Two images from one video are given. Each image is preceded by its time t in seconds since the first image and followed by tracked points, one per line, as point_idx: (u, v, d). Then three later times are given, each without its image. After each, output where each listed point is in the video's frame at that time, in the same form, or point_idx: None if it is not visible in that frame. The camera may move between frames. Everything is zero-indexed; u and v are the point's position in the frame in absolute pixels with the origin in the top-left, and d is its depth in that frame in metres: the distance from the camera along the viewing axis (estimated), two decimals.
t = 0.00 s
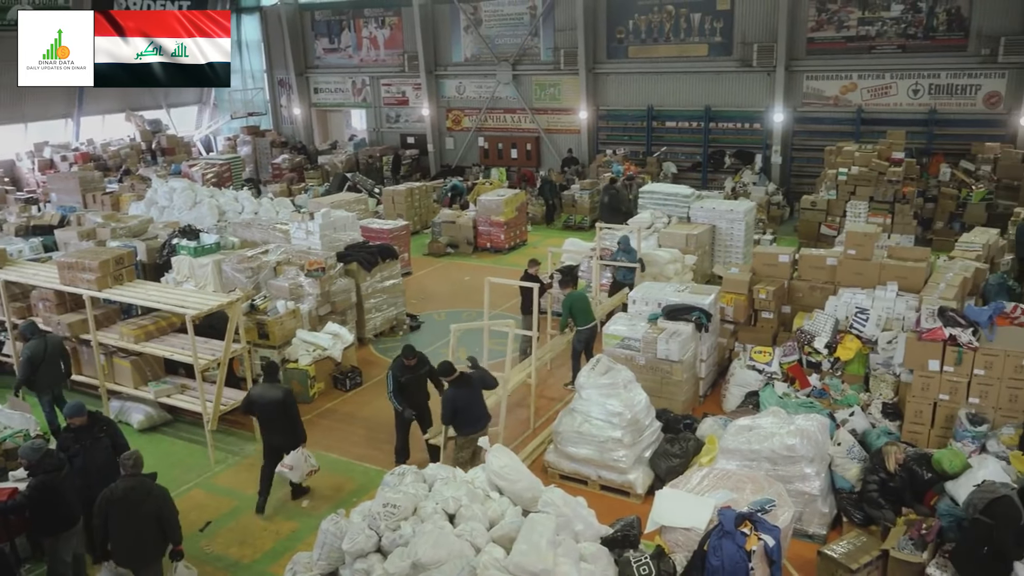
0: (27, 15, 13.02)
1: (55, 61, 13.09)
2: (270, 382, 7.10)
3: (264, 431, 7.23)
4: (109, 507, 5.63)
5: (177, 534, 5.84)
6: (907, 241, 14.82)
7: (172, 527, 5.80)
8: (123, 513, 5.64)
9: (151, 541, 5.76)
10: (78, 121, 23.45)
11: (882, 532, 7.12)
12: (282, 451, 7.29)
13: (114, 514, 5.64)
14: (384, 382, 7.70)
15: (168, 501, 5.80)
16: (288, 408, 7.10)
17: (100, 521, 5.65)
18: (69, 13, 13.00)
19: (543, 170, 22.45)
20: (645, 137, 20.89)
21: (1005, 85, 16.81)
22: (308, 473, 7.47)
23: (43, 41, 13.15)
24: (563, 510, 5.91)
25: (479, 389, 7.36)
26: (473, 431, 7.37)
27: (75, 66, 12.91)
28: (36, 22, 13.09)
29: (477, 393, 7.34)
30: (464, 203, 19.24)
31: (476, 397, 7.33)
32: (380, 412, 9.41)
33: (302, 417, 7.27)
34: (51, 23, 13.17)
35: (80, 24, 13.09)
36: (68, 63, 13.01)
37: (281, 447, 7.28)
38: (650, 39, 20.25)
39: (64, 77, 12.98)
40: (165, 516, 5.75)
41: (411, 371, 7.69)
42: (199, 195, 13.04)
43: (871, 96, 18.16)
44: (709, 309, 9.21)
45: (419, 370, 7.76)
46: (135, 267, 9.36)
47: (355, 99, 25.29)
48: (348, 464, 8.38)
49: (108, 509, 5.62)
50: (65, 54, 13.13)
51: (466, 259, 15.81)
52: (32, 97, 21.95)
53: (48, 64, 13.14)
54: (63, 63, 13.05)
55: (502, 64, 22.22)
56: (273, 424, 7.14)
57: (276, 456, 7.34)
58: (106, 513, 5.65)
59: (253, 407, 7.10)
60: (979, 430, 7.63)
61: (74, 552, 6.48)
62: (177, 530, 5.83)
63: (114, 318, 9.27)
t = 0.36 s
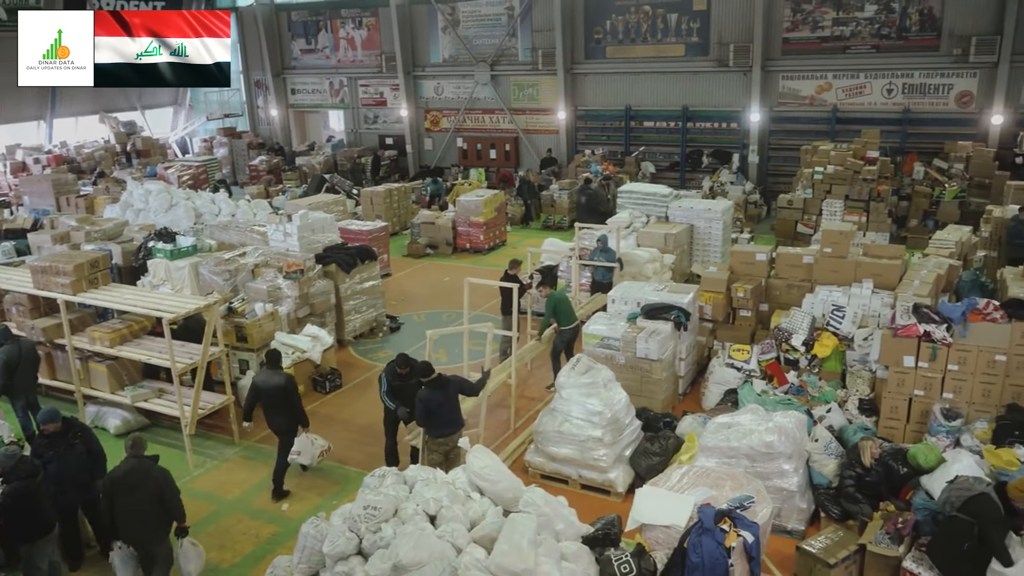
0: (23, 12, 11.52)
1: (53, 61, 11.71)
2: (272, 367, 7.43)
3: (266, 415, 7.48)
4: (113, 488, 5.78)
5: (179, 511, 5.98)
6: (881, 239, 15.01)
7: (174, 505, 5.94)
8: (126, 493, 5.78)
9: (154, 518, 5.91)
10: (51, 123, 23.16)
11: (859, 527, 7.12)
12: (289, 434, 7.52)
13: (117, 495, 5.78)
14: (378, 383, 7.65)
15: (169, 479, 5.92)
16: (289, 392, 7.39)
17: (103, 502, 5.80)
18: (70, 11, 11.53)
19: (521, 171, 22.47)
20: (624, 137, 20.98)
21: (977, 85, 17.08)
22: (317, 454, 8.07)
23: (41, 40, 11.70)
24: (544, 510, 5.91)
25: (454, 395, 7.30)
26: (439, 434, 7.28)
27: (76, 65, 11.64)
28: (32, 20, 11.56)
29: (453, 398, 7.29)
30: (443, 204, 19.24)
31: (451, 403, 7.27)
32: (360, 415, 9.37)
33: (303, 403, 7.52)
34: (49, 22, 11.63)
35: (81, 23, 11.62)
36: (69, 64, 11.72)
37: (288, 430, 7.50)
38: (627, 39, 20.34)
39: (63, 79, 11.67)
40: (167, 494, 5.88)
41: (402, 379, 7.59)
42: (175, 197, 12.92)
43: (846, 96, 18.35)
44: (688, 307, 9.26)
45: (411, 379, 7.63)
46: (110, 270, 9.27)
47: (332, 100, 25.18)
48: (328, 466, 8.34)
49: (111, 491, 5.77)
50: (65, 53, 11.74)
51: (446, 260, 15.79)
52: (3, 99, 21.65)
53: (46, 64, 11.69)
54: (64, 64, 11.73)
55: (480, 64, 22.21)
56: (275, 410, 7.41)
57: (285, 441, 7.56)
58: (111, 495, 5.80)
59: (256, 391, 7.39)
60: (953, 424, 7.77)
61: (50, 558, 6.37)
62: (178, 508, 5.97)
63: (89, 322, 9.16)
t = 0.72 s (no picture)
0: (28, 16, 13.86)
1: (54, 61, 14.26)
2: (266, 351, 7.75)
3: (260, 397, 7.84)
4: (111, 475, 6.04)
5: (174, 497, 6.23)
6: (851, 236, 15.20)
7: (169, 491, 6.19)
8: (123, 479, 6.04)
9: (151, 502, 6.18)
10: (19, 123, 22.83)
11: (831, 521, 7.28)
12: (280, 416, 7.91)
13: (115, 479, 6.05)
14: (357, 388, 7.62)
15: (165, 466, 6.17)
16: (282, 375, 7.73)
17: (102, 486, 6.06)
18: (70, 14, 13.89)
19: (497, 170, 22.47)
20: (598, 137, 21.05)
21: (945, 85, 17.34)
22: (306, 437, 8.03)
23: (43, 41, 14.03)
24: (521, 509, 5.91)
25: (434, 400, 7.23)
26: (415, 437, 7.22)
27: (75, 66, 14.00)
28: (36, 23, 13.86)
29: (431, 404, 7.23)
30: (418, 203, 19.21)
31: (430, 409, 7.23)
32: (336, 416, 9.33)
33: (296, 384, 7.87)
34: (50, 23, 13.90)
35: (80, 25, 14.05)
36: (68, 63, 14.17)
37: (278, 413, 7.91)
38: (602, 39, 20.41)
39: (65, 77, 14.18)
40: (163, 481, 6.13)
41: (379, 382, 7.59)
42: (146, 199, 12.79)
43: (817, 96, 18.55)
44: (662, 306, 9.32)
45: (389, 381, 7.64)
46: (80, 272, 9.14)
47: (306, 100, 24.99)
48: (304, 469, 8.28)
49: (109, 476, 6.03)
50: (65, 54, 14.19)
51: (422, 260, 15.76)
52: None
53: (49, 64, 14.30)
54: (64, 63, 14.22)
55: (454, 64, 22.17)
56: (271, 393, 7.77)
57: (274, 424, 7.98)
58: (109, 481, 6.06)
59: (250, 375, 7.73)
60: (923, 419, 7.88)
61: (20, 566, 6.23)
62: (173, 493, 6.22)
63: (59, 325, 9.04)
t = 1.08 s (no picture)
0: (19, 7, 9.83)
1: (53, 61, 9.95)
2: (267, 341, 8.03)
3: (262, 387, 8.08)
4: (118, 451, 6.36)
5: (174, 480, 6.47)
6: (826, 234, 15.36)
7: (170, 473, 6.44)
8: (128, 456, 6.34)
9: (153, 482, 6.44)
10: None
11: (808, 515, 7.33)
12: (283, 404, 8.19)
13: (121, 456, 6.35)
14: (329, 392, 7.60)
15: (168, 450, 6.43)
16: (284, 363, 8.01)
17: (109, 460, 6.39)
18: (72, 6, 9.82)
19: (474, 170, 22.46)
20: (575, 136, 21.11)
21: (915, 83, 17.59)
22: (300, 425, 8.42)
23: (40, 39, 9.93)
24: (500, 509, 5.90)
25: (412, 401, 7.14)
26: (389, 436, 7.16)
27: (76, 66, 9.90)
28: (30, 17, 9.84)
29: (408, 405, 7.16)
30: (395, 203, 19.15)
31: (407, 410, 7.16)
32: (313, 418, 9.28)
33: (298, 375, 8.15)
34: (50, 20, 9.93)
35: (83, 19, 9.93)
36: (67, 63, 9.94)
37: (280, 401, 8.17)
38: (577, 38, 20.46)
39: (63, 81, 9.87)
40: (165, 463, 6.39)
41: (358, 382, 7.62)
42: (119, 201, 12.63)
43: (790, 95, 18.73)
44: (640, 304, 9.36)
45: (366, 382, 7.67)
46: (51, 276, 9.01)
47: (281, 100, 24.86)
48: (282, 472, 8.22)
49: (116, 452, 6.33)
50: (65, 53, 9.96)
51: (399, 260, 15.72)
52: None
53: (45, 64, 9.90)
54: (63, 64, 9.94)
55: (430, 64, 22.12)
56: (272, 382, 8.02)
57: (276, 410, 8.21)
58: (116, 457, 6.38)
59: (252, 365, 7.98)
60: (898, 413, 7.96)
61: None
62: (175, 476, 6.46)
63: (30, 330, 8.90)
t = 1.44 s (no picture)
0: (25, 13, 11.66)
1: (54, 61, 11.71)
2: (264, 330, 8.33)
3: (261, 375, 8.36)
4: (120, 437, 6.62)
5: (174, 464, 6.68)
6: (804, 232, 15.51)
7: (169, 457, 6.65)
8: (129, 441, 6.58)
9: (154, 467, 6.66)
10: None
11: (788, 512, 7.32)
12: (280, 390, 8.44)
13: (123, 441, 6.60)
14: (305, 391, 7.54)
15: (167, 435, 6.65)
16: (281, 352, 8.28)
17: (113, 446, 6.65)
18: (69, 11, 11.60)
19: (454, 170, 22.45)
20: (555, 136, 21.15)
21: (891, 82, 17.77)
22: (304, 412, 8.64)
23: (41, 40, 11.75)
24: (483, 509, 5.90)
25: (379, 401, 7.08)
26: (358, 438, 7.14)
27: (75, 65, 11.59)
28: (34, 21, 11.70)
29: (376, 406, 7.11)
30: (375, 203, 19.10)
31: (375, 411, 7.12)
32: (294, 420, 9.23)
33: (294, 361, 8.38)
34: (50, 22, 11.74)
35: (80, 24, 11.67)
36: (69, 64, 11.68)
37: (278, 388, 8.43)
38: (557, 38, 20.50)
39: (64, 80, 11.69)
40: (164, 446, 6.61)
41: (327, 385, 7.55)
42: (96, 202, 12.52)
43: (769, 94, 18.86)
44: (621, 303, 9.40)
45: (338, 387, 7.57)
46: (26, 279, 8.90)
47: (260, 100, 24.76)
48: (262, 475, 8.16)
49: (118, 437, 6.57)
50: (65, 53, 11.74)
51: (381, 261, 15.67)
52: None
53: (47, 64, 11.73)
54: (63, 64, 11.68)
55: (410, 63, 22.08)
56: (269, 369, 8.29)
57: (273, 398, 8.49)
58: (118, 443, 6.64)
59: (252, 352, 8.28)
60: (875, 409, 8.06)
61: None
62: (174, 460, 6.67)
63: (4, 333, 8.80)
